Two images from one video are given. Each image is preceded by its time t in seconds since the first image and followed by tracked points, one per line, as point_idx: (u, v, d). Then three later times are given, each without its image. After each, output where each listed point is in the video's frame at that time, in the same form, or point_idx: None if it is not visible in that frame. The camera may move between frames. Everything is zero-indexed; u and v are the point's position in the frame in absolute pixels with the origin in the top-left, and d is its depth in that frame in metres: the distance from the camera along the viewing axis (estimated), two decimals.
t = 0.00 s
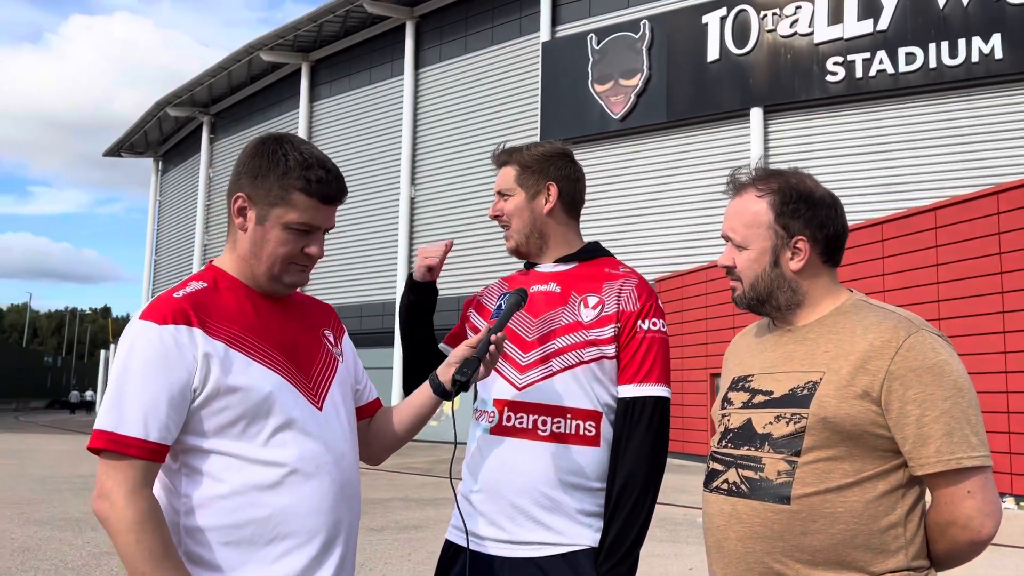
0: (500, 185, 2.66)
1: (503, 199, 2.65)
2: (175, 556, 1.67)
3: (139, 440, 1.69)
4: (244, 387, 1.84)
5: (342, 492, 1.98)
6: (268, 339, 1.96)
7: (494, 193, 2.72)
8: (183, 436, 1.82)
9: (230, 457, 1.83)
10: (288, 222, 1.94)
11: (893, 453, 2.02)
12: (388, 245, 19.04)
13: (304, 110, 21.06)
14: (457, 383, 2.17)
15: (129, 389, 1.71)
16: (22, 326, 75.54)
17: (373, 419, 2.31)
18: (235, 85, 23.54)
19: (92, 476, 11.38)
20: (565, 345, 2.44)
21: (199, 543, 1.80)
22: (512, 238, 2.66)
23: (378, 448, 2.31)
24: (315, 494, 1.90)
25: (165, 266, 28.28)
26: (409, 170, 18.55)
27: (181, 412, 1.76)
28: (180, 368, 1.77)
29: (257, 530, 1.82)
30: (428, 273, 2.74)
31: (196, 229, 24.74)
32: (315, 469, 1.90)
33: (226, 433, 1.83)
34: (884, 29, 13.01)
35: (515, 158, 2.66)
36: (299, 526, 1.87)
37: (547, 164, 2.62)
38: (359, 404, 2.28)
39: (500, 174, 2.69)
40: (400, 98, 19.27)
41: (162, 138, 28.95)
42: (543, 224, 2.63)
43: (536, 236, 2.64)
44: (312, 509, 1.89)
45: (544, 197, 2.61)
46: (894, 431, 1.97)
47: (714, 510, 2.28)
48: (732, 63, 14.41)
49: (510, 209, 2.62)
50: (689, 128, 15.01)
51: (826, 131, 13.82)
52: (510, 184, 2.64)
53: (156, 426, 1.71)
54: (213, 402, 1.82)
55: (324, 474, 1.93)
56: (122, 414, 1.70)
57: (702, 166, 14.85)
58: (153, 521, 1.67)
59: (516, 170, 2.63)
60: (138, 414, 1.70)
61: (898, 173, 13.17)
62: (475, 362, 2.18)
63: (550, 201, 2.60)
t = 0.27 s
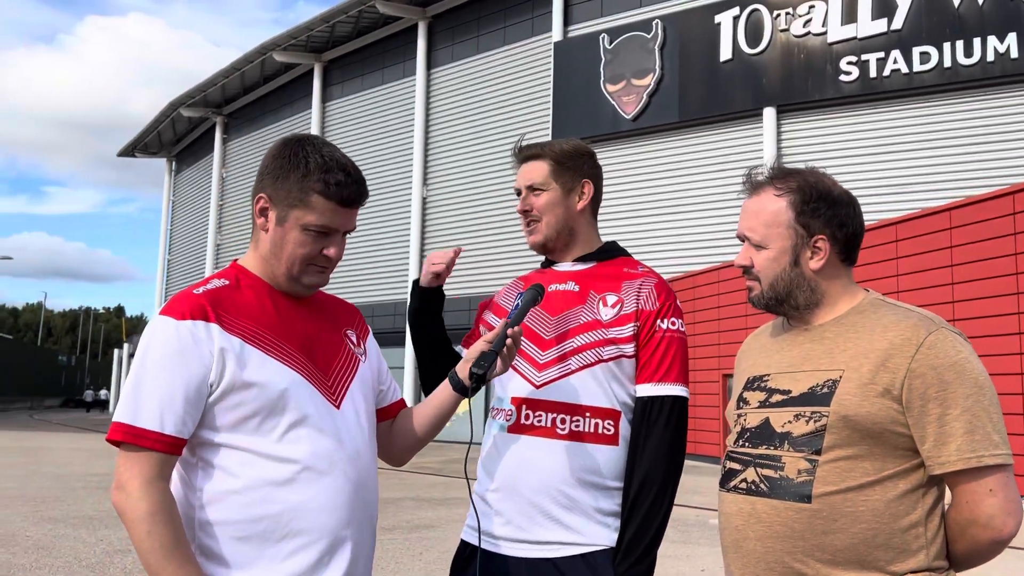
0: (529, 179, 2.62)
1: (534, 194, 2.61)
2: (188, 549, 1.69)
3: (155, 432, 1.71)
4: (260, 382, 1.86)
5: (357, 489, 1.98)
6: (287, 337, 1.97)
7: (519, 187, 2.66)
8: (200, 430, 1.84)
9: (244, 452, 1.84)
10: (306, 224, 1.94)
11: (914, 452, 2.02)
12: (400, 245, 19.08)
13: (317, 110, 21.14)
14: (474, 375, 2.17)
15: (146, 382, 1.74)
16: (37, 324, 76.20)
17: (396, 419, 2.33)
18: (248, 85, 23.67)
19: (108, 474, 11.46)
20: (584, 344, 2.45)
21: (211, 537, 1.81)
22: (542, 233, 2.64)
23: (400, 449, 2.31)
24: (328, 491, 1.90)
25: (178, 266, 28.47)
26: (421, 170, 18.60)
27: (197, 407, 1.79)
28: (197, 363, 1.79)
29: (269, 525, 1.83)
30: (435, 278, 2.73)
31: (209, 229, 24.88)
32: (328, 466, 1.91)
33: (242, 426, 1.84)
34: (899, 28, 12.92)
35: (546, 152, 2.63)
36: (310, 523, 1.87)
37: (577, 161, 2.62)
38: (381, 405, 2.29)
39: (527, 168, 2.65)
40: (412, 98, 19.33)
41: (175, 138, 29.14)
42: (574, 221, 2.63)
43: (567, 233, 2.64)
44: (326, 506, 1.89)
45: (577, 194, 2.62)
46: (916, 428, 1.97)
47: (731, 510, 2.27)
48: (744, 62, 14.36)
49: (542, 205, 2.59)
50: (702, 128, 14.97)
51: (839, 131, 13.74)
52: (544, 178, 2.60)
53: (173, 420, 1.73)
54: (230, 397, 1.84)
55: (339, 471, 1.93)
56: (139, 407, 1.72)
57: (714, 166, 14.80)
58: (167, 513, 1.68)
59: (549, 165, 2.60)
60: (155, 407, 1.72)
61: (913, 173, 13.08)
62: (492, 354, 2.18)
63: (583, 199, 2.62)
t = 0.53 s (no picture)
0: (550, 178, 2.60)
1: (556, 194, 2.59)
2: (201, 546, 1.69)
3: (169, 431, 1.72)
4: (273, 380, 1.87)
5: (371, 486, 1.98)
6: (300, 336, 1.97)
7: (537, 186, 2.64)
8: (214, 428, 1.85)
9: (257, 450, 1.85)
10: (321, 225, 1.95)
11: (931, 451, 2.01)
12: (410, 245, 19.12)
13: (327, 111, 21.22)
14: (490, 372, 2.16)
15: (160, 381, 1.75)
16: (49, 324, 76.78)
17: (415, 417, 2.34)
18: (259, 86, 23.77)
19: (121, 474, 11.55)
20: (601, 340, 2.46)
21: (225, 534, 1.82)
22: (562, 233, 2.63)
23: (417, 449, 2.32)
24: (342, 488, 1.90)
25: (189, 266, 28.62)
26: (431, 171, 18.64)
27: (210, 405, 1.80)
28: (210, 362, 1.80)
29: (282, 522, 1.83)
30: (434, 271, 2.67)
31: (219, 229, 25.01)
32: (342, 463, 1.91)
33: (255, 424, 1.85)
34: (910, 28, 12.85)
35: (567, 152, 2.61)
36: (324, 520, 1.87)
37: (596, 161, 2.62)
38: (399, 404, 2.30)
39: (546, 167, 2.62)
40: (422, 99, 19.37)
41: (187, 138, 29.29)
42: (594, 221, 2.65)
43: (586, 233, 2.65)
44: (339, 504, 1.90)
45: (597, 195, 2.64)
46: (933, 428, 1.96)
47: (746, 511, 2.26)
48: (755, 63, 14.32)
49: (565, 205, 2.58)
50: (712, 128, 14.94)
51: (850, 132, 13.67)
52: (566, 178, 2.59)
53: (186, 418, 1.74)
54: (243, 394, 1.85)
55: (352, 468, 1.93)
56: (153, 405, 1.73)
57: (725, 166, 14.76)
58: (181, 510, 1.70)
59: (571, 165, 2.59)
60: (168, 406, 1.73)
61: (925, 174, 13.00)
62: (508, 351, 2.18)
63: (603, 200, 2.64)
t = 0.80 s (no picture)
0: (560, 177, 2.60)
1: (566, 191, 2.59)
2: (213, 543, 1.70)
3: (179, 429, 1.73)
4: (282, 377, 1.87)
5: (383, 482, 1.98)
6: (309, 333, 1.98)
7: (547, 184, 2.64)
8: (224, 426, 1.86)
9: (268, 447, 1.86)
10: (328, 223, 1.95)
11: (941, 450, 2.01)
12: (415, 245, 19.14)
13: (333, 111, 21.25)
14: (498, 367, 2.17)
15: (170, 380, 1.76)
16: (56, 322, 77.08)
17: (426, 414, 2.32)
18: (265, 86, 23.82)
19: (128, 473, 11.58)
20: (614, 338, 2.47)
21: (236, 531, 1.83)
22: (572, 232, 2.64)
23: (429, 446, 2.32)
24: (353, 484, 1.91)
25: (195, 266, 28.69)
26: (437, 171, 18.67)
27: (220, 403, 1.81)
28: (220, 359, 1.81)
29: (293, 519, 1.84)
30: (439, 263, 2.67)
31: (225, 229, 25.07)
32: (353, 459, 1.91)
33: (266, 422, 1.86)
34: (917, 28, 12.80)
35: (578, 150, 2.61)
36: (336, 516, 1.88)
37: (606, 160, 2.62)
38: (411, 400, 2.30)
39: (557, 165, 2.62)
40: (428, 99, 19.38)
41: (193, 138, 29.36)
42: (602, 220, 2.65)
43: (595, 233, 2.65)
44: (351, 500, 1.90)
45: (606, 195, 2.64)
46: (945, 427, 1.95)
47: (754, 510, 2.26)
48: (761, 63, 14.29)
49: (574, 203, 2.58)
50: (719, 128, 14.91)
51: (857, 132, 13.63)
52: (577, 176, 2.58)
53: (196, 416, 1.75)
54: (253, 391, 1.86)
55: (363, 464, 1.93)
56: (163, 404, 1.74)
57: (731, 167, 14.74)
58: (193, 508, 1.70)
59: (582, 164, 2.59)
60: (178, 404, 1.74)
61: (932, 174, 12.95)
62: (517, 347, 2.18)
63: (612, 199, 2.65)
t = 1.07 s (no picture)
0: (557, 172, 2.60)
1: (563, 186, 2.59)
2: (214, 539, 1.70)
3: (181, 425, 1.73)
4: (283, 372, 1.87)
5: (386, 479, 1.97)
6: (310, 328, 1.98)
7: (544, 181, 2.64)
8: (226, 423, 1.86)
9: (269, 443, 1.85)
10: (327, 218, 1.95)
11: (943, 448, 2.00)
12: (417, 245, 19.14)
13: (335, 111, 21.27)
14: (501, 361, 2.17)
15: (171, 376, 1.76)
16: (58, 322, 77.21)
17: (430, 410, 2.33)
18: (267, 86, 23.84)
19: (130, 472, 11.59)
20: (623, 337, 2.47)
21: (238, 527, 1.83)
22: (571, 227, 2.63)
23: (433, 441, 2.31)
24: (356, 479, 1.90)
25: (197, 265, 28.72)
26: (439, 171, 18.68)
27: (221, 400, 1.81)
28: (220, 355, 1.81)
29: (295, 515, 1.84)
30: (467, 255, 2.69)
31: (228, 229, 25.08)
32: (355, 455, 1.91)
33: (267, 417, 1.86)
34: (920, 28, 12.78)
35: (574, 146, 2.62)
36: (337, 512, 1.87)
37: (602, 155, 2.62)
38: (414, 396, 2.30)
39: (553, 161, 2.62)
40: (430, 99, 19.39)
41: (195, 138, 29.40)
42: (601, 215, 2.64)
43: (595, 228, 2.65)
44: (353, 495, 1.90)
45: (604, 188, 2.63)
46: (946, 425, 1.95)
47: (755, 506, 2.26)
48: (764, 63, 14.28)
49: (571, 198, 2.58)
50: (721, 128, 14.90)
51: (860, 132, 13.62)
52: (572, 170, 2.58)
53: (198, 413, 1.75)
54: (254, 387, 1.86)
55: (365, 460, 1.93)
56: (164, 400, 1.74)
57: (733, 167, 14.73)
58: (195, 504, 1.70)
59: (578, 158, 2.59)
60: (179, 400, 1.74)
61: (935, 174, 12.93)
62: (522, 340, 2.18)
63: (610, 194, 2.64)
